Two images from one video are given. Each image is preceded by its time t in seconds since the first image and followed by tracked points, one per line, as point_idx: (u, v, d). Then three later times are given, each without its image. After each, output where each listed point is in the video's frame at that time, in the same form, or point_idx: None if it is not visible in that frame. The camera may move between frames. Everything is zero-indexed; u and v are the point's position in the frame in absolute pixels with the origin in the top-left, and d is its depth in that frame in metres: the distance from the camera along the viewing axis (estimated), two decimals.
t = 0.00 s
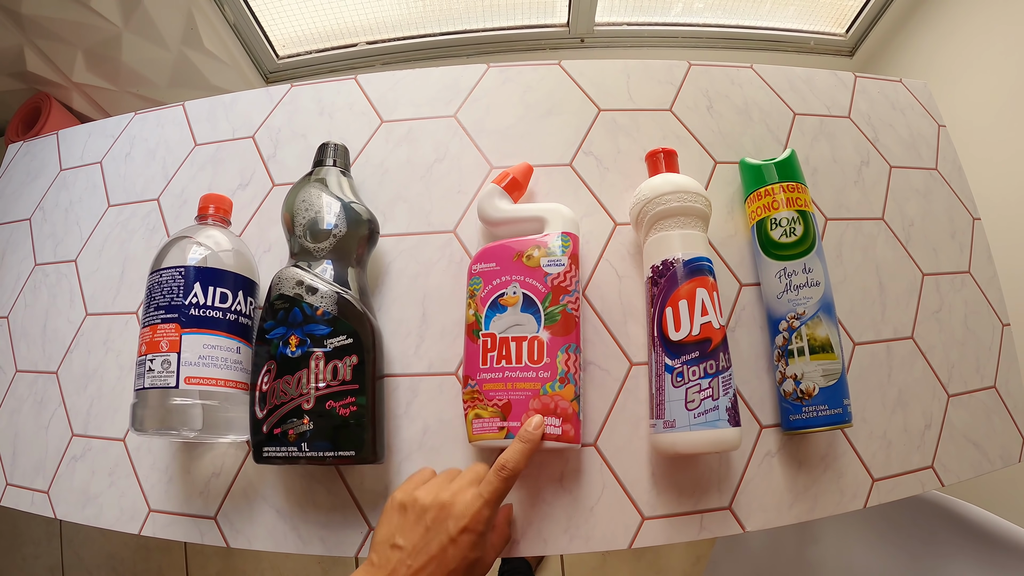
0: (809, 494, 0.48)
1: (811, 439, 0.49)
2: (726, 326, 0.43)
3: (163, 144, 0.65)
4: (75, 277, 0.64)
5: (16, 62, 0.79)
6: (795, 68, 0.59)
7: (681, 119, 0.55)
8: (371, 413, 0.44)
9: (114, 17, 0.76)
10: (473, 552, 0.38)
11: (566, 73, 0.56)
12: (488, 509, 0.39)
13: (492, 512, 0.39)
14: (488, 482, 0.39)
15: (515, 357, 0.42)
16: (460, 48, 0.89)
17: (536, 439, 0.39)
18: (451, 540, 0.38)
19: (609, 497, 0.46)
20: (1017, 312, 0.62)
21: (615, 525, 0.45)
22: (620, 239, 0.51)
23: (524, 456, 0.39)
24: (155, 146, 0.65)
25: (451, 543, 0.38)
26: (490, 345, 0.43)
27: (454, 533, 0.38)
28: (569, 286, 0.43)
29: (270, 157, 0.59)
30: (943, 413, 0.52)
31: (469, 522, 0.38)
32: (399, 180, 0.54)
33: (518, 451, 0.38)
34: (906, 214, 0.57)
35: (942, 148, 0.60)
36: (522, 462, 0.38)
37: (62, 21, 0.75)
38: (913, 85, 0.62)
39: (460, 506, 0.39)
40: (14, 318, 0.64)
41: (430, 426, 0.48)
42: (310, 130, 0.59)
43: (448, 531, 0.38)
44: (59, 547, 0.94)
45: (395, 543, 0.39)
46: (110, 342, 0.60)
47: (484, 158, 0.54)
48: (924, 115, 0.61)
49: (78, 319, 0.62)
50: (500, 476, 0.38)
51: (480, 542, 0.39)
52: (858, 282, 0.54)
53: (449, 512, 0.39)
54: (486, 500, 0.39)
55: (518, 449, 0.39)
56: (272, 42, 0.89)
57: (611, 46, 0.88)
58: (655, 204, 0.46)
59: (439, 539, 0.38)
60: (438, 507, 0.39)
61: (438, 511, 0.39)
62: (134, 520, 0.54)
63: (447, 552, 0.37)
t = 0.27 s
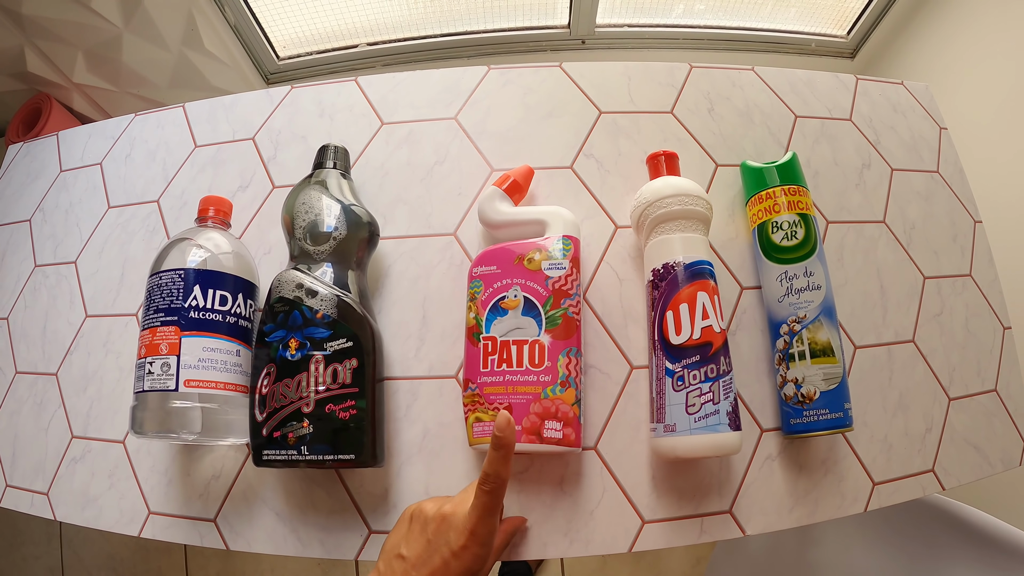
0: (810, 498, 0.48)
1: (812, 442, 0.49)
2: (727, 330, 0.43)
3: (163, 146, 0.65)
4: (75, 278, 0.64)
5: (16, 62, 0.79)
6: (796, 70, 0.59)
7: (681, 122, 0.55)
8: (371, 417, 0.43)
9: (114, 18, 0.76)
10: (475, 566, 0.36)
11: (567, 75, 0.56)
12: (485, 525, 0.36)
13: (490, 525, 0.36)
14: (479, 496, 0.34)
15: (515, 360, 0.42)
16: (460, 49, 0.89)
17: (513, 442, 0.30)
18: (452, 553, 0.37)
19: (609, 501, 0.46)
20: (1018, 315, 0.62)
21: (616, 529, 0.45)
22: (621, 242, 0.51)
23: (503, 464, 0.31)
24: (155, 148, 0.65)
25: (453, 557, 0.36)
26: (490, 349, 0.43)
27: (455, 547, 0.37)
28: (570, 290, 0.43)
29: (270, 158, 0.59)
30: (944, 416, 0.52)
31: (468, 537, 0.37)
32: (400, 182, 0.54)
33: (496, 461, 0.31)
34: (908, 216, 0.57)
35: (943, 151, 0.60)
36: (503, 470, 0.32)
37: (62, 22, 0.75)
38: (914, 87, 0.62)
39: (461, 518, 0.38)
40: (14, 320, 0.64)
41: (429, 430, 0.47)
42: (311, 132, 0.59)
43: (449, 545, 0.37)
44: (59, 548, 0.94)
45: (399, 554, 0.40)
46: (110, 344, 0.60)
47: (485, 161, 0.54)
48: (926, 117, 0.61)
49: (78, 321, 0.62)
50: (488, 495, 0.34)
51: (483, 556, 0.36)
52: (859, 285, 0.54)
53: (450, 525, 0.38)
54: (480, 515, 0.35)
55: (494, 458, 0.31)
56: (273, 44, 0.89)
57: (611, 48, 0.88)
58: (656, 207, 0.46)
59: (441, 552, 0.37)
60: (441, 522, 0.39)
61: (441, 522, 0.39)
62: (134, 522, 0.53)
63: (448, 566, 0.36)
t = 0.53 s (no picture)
0: (810, 499, 0.47)
1: (812, 444, 0.49)
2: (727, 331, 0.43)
3: (163, 146, 0.65)
4: (75, 278, 0.64)
5: (17, 62, 0.79)
6: (797, 71, 0.59)
7: (682, 122, 0.55)
8: (370, 417, 0.43)
9: (115, 18, 0.76)
10: (479, 558, 0.36)
11: (568, 76, 0.56)
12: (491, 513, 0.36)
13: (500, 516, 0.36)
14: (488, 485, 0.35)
15: (515, 361, 0.42)
16: (461, 49, 0.89)
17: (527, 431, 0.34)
18: (456, 545, 0.36)
19: (609, 502, 0.45)
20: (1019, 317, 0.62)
21: (616, 530, 0.45)
22: (621, 242, 0.51)
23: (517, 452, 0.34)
24: (155, 148, 0.65)
25: (457, 549, 0.36)
26: (490, 349, 0.43)
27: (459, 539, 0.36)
28: (570, 290, 0.43)
29: (270, 158, 0.59)
30: (945, 418, 0.52)
31: (474, 528, 0.36)
32: (400, 182, 0.54)
33: (510, 449, 0.34)
34: (909, 217, 0.57)
35: (944, 152, 0.60)
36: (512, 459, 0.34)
37: (63, 22, 0.75)
38: (915, 88, 0.62)
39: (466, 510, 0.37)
40: (14, 319, 0.64)
41: (429, 430, 0.47)
42: (311, 132, 0.59)
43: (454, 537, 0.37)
44: (59, 547, 0.94)
45: (404, 546, 0.39)
46: (109, 344, 0.60)
47: (485, 161, 0.54)
48: (927, 118, 0.61)
49: (78, 320, 0.62)
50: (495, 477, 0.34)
51: (489, 547, 0.36)
52: (860, 286, 0.54)
53: (455, 517, 0.38)
54: (485, 503, 0.35)
55: (509, 445, 0.34)
56: (273, 44, 0.89)
57: (612, 49, 0.88)
58: (656, 208, 0.46)
59: (445, 544, 0.37)
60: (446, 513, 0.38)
61: (446, 514, 0.38)
62: (133, 522, 0.53)
63: (452, 558, 0.36)
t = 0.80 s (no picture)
0: (810, 501, 0.47)
1: (812, 446, 0.49)
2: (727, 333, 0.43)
3: (164, 146, 0.65)
4: (75, 277, 0.64)
5: (18, 61, 0.79)
6: (798, 72, 0.59)
7: (683, 123, 0.55)
8: (370, 418, 0.43)
9: (117, 18, 0.76)
10: (473, 563, 0.35)
11: (569, 76, 0.56)
12: (482, 521, 0.34)
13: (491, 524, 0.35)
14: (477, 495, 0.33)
15: (515, 362, 0.42)
16: (463, 50, 0.89)
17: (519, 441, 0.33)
18: (449, 551, 0.35)
19: (609, 503, 0.45)
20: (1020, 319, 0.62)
21: (616, 532, 0.45)
22: (622, 243, 0.51)
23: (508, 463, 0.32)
24: (156, 148, 0.65)
25: (450, 555, 0.35)
26: (490, 350, 0.43)
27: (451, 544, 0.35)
28: (570, 291, 0.43)
29: (271, 159, 0.59)
30: (945, 420, 0.52)
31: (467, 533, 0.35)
32: (401, 183, 0.54)
33: (500, 458, 0.32)
34: (910, 219, 0.57)
35: (945, 154, 0.60)
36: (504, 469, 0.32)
37: (64, 21, 0.75)
38: (916, 90, 0.62)
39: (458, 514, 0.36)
40: (15, 318, 0.64)
41: (429, 431, 0.47)
42: (312, 132, 0.59)
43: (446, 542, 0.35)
44: (59, 546, 0.94)
45: (398, 552, 0.38)
46: (110, 344, 0.60)
47: (486, 162, 0.54)
48: (928, 120, 0.61)
49: (78, 320, 0.62)
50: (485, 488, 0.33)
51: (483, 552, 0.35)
52: (861, 288, 0.54)
53: (448, 522, 0.36)
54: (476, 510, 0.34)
55: (499, 457, 0.32)
56: (275, 44, 0.89)
57: (613, 50, 0.88)
58: (657, 209, 0.46)
59: (437, 549, 0.36)
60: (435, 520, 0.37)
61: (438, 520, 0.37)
62: (133, 522, 0.53)
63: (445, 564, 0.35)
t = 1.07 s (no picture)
0: (811, 502, 0.47)
1: (814, 446, 0.49)
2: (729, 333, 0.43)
3: (166, 145, 0.65)
4: (77, 276, 0.64)
5: (20, 60, 0.79)
6: (799, 72, 0.59)
7: (685, 124, 0.55)
8: (371, 417, 0.43)
9: (118, 17, 0.76)
10: None
11: (571, 77, 0.56)
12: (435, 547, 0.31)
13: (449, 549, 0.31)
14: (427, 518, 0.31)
15: (516, 362, 0.42)
16: (464, 50, 0.89)
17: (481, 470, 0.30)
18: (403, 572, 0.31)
19: (610, 503, 0.45)
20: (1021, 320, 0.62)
21: (616, 532, 0.45)
22: (624, 244, 0.51)
23: (462, 491, 0.30)
24: (158, 147, 0.65)
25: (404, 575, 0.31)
26: (491, 350, 0.43)
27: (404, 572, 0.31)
28: (572, 291, 0.43)
29: (273, 158, 0.59)
30: (946, 421, 0.52)
31: (420, 555, 0.31)
32: (402, 183, 0.54)
33: (459, 486, 0.30)
34: (911, 220, 0.57)
35: (947, 155, 0.60)
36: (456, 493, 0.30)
37: (66, 20, 0.75)
38: (918, 90, 0.62)
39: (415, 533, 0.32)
40: (16, 317, 0.64)
41: (430, 431, 0.47)
42: (314, 131, 0.59)
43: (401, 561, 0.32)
44: (60, 545, 0.94)
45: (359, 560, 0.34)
46: (111, 343, 0.60)
47: (488, 162, 0.54)
48: (929, 121, 0.61)
49: (79, 319, 0.62)
50: (439, 513, 0.30)
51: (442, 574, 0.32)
52: (862, 288, 0.54)
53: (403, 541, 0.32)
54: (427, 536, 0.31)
55: (458, 483, 0.30)
56: (276, 44, 0.89)
57: (614, 50, 0.88)
58: (658, 209, 0.46)
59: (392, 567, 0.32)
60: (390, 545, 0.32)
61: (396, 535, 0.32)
62: (134, 521, 0.53)
63: None
